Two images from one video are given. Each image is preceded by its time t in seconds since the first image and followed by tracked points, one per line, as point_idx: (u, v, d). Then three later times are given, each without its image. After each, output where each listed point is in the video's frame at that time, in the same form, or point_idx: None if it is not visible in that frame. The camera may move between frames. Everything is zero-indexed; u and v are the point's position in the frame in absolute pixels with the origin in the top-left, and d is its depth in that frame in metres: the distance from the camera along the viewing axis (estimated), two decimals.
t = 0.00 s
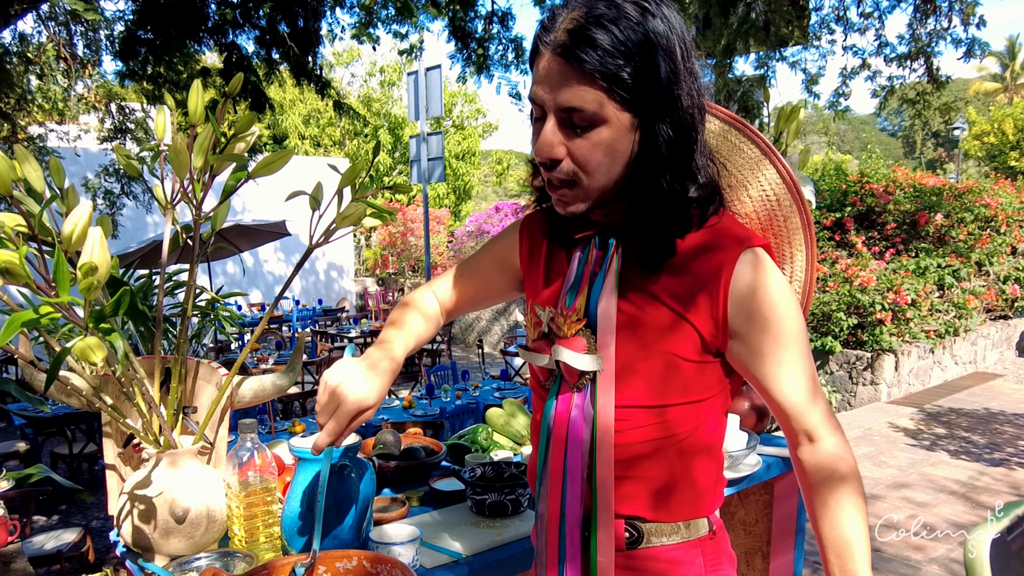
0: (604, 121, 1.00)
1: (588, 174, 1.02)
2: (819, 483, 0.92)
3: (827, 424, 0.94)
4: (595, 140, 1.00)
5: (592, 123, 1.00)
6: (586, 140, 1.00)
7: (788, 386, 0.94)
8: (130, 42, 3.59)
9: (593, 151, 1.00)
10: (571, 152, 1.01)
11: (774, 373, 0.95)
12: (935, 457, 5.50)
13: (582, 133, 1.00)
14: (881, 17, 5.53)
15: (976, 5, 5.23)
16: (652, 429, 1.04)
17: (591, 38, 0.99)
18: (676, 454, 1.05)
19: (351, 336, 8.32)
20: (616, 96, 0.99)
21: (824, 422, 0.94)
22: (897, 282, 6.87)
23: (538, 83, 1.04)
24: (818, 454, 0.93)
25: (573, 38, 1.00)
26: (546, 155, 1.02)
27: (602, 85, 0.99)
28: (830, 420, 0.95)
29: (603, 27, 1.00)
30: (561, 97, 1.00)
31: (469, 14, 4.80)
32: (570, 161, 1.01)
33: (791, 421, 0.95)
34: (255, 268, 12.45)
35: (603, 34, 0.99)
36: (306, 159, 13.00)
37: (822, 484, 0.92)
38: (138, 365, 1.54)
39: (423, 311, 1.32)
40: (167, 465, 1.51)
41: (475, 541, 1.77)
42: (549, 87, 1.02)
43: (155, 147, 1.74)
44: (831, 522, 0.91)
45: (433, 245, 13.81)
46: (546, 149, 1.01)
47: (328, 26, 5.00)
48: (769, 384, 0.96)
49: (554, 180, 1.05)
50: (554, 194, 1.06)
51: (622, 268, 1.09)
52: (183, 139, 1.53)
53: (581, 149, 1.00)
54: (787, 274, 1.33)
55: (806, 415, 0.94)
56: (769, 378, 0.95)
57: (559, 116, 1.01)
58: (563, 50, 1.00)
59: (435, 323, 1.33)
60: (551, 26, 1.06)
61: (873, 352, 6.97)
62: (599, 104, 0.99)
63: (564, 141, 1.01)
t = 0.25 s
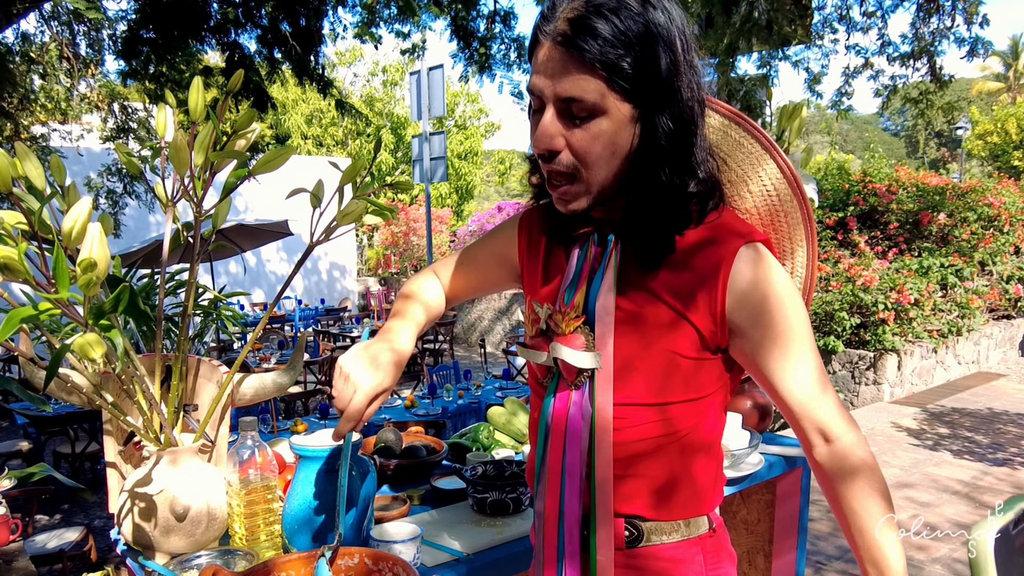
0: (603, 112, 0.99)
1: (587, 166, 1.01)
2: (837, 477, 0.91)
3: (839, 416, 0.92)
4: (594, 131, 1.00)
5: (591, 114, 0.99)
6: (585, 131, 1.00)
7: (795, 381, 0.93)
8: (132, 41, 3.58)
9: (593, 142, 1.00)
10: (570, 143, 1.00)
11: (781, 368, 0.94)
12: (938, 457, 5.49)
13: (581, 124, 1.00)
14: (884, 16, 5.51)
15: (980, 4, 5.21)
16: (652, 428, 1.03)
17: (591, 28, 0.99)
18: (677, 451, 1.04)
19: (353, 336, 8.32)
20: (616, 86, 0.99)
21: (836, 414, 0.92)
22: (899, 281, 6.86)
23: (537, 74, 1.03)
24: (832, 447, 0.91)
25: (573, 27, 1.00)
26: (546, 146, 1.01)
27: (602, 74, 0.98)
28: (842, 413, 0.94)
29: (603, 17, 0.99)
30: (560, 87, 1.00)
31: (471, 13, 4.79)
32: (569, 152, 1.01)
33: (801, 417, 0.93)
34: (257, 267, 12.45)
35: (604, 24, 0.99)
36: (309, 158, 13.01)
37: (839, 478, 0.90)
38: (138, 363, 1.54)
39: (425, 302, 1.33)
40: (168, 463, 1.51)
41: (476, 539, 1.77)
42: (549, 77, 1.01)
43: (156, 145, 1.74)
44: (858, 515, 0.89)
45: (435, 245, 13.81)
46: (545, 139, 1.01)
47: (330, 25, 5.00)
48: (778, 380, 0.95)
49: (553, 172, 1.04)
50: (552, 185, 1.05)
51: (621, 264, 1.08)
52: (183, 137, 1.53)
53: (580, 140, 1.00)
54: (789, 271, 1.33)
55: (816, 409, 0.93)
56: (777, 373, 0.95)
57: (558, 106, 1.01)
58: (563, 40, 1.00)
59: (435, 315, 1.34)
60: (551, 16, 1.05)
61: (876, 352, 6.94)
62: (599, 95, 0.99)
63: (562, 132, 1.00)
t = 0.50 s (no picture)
0: (602, 105, 0.99)
1: (585, 159, 1.00)
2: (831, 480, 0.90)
3: (834, 421, 0.92)
4: (592, 124, 0.99)
5: (590, 107, 0.99)
6: (583, 124, 0.99)
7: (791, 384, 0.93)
8: (134, 41, 3.59)
9: (590, 136, 0.99)
10: (567, 136, 1.00)
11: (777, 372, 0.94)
12: (940, 457, 5.48)
13: (579, 117, 0.99)
14: (887, 16, 5.50)
15: (983, 3, 5.20)
16: (646, 428, 1.03)
17: (591, 21, 0.99)
18: (673, 450, 1.04)
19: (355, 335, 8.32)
20: (614, 79, 0.98)
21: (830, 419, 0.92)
22: (902, 281, 6.85)
23: (536, 67, 1.03)
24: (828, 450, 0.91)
25: (574, 20, 1.00)
26: (542, 140, 1.01)
27: (601, 67, 0.98)
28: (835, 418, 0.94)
29: (603, 11, 0.99)
30: (559, 79, 1.00)
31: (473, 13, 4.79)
32: (566, 146, 1.00)
33: (797, 421, 0.93)
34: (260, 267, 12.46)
35: (604, 18, 0.99)
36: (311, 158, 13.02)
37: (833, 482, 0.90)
38: (136, 363, 1.54)
39: (423, 307, 1.32)
40: (166, 463, 1.51)
41: (474, 539, 1.77)
42: (548, 69, 1.01)
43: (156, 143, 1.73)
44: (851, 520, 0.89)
45: (437, 245, 13.82)
46: (543, 131, 1.00)
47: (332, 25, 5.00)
48: (773, 383, 0.94)
49: (550, 165, 1.03)
50: (548, 180, 1.05)
51: (617, 263, 1.08)
52: (182, 136, 1.53)
53: (578, 133, 0.99)
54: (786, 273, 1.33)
55: (812, 413, 0.92)
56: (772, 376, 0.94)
57: (556, 99, 1.00)
58: (563, 32, 1.00)
59: (435, 320, 1.33)
60: (551, 9, 1.05)
61: (879, 352, 6.92)
62: (598, 88, 0.98)
63: (560, 125, 1.00)
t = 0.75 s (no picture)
0: (606, 100, 0.99)
1: (587, 154, 1.00)
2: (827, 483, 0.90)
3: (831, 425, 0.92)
4: (595, 119, 0.99)
5: (593, 101, 0.99)
6: (586, 120, 0.99)
7: (789, 386, 0.93)
8: (136, 42, 3.60)
9: (593, 131, 0.99)
10: (570, 131, 1.00)
11: (775, 374, 0.94)
12: (942, 458, 5.46)
13: (582, 112, 0.99)
14: (889, 15, 5.49)
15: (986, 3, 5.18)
16: (648, 428, 1.02)
17: (594, 16, 0.99)
18: (676, 450, 1.03)
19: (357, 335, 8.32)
20: (617, 73, 0.98)
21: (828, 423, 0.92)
22: (904, 282, 6.85)
23: (540, 62, 1.03)
24: (825, 454, 0.91)
25: (579, 14, 1.00)
26: (544, 135, 1.01)
27: (605, 61, 0.98)
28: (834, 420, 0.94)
29: (607, 6, 0.99)
30: (561, 74, 1.00)
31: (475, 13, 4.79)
32: (568, 141, 1.00)
33: (794, 424, 0.92)
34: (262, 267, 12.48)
35: (608, 13, 0.99)
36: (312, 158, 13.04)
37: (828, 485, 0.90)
38: (137, 364, 1.55)
39: (423, 305, 1.33)
40: (167, 464, 1.51)
41: (474, 540, 1.77)
42: (552, 64, 1.01)
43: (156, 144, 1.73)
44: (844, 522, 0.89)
45: (439, 245, 13.82)
46: (545, 126, 1.00)
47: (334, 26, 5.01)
48: (770, 385, 0.94)
49: (552, 161, 1.04)
50: (551, 175, 1.05)
51: (619, 263, 1.08)
52: (182, 137, 1.53)
53: (581, 128, 0.99)
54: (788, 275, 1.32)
55: (810, 416, 0.92)
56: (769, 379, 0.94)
57: (560, 94, 1.00)
58: (567, 27, 1.00)
59: (436, 320, 1.34)
60: (555, 4, 1.05)
61: (881, 352, 6.90)
62: (601, 83, 0.98)
63: (563, 120, 1.00)
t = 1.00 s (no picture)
0: (612, 104, 0.98)
1: (596, 159, 1.00)
2: (833, 481, 0.89)
3: (841, 424, 0.91)
4: (602, 125, 0.98)
5: (599, 107, 0.98)
6: (593, 126, 0.99)
7: (799, 384, 0.92)
8: (140, 41, 3.59)
9: (600, 136, 0.99)
10: (578, 138, 1.00)
11: (784, 372, 0.93)
12: (946, 458, 5.45)
13: (589, 118, 0.99)
14: (893, 15, 5.47)
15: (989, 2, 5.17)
16: (659, 427, 1.02)
17: (596, 22, 0.98)
18: (687, 449, 1.03)
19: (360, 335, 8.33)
20: (623, 78, 0.98)
21: (837, 422, 0.91)
22: (908, 282, 6.84)
23: (545, 72, 1.03)
24: (832, 452, 0.90)
25: (579, 22, 0.99)
26: (552, 143, 1.00)
27: (609, 67, 0.97)
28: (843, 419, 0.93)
29: (610, 10, 0.99)
30: (566, 81, 0.99)
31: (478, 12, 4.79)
32: (577, 148, 1.00)
33: (803, 421, 0.92)
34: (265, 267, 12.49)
35: (610, 19, 0.98)
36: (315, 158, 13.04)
37: (835, 483, 0.89)
38: (142, 362, 1.55)
39: (426, 308, 1.31)
40: (172, 462, 1.51)
41: (479, 539, 1.76)
42: (555, 74, 1.01)
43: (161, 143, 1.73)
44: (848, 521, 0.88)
45: (442, 244, 13.82)
46: (553, 133, 1.00)
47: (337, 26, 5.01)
48: (779, 383, 0.94)
49: (562, 167, 1.03)
50: (561, 181, 1.04)
51: (630, 262, 1.07)
52: (187, 135, 1.53)
53: (588, 134, 0.99)
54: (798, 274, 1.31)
55: (819, 416, 0.91)
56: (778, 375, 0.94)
57: (565, 101, 1.00)
58: (568, 35, 0.99)
59: (438, 321, 1.32)
60: (557, 11, 1.05)
61: (885, 353, 6.89)
62: (605, 89, 0.98)
63: (570, 127, 1.00)
